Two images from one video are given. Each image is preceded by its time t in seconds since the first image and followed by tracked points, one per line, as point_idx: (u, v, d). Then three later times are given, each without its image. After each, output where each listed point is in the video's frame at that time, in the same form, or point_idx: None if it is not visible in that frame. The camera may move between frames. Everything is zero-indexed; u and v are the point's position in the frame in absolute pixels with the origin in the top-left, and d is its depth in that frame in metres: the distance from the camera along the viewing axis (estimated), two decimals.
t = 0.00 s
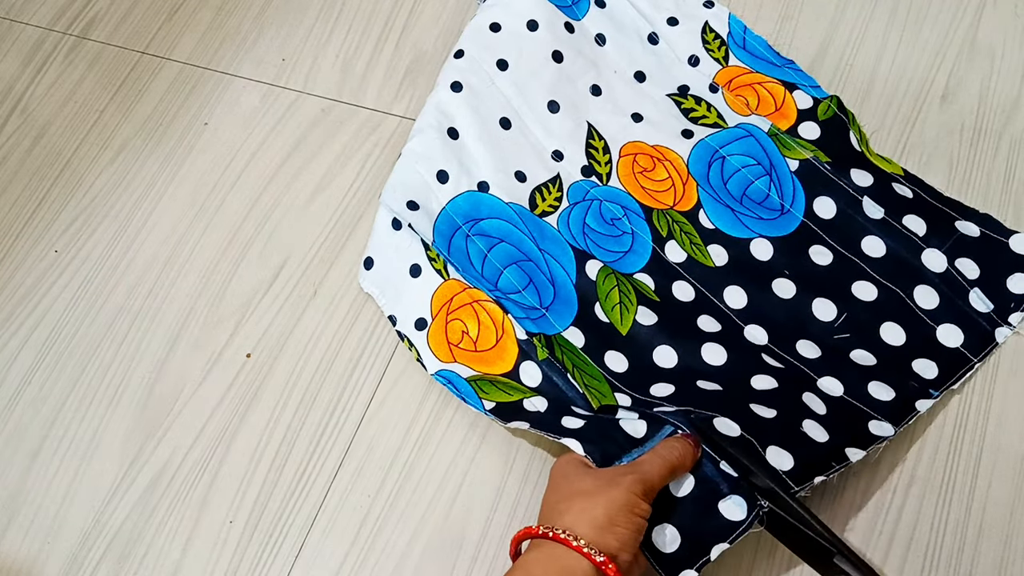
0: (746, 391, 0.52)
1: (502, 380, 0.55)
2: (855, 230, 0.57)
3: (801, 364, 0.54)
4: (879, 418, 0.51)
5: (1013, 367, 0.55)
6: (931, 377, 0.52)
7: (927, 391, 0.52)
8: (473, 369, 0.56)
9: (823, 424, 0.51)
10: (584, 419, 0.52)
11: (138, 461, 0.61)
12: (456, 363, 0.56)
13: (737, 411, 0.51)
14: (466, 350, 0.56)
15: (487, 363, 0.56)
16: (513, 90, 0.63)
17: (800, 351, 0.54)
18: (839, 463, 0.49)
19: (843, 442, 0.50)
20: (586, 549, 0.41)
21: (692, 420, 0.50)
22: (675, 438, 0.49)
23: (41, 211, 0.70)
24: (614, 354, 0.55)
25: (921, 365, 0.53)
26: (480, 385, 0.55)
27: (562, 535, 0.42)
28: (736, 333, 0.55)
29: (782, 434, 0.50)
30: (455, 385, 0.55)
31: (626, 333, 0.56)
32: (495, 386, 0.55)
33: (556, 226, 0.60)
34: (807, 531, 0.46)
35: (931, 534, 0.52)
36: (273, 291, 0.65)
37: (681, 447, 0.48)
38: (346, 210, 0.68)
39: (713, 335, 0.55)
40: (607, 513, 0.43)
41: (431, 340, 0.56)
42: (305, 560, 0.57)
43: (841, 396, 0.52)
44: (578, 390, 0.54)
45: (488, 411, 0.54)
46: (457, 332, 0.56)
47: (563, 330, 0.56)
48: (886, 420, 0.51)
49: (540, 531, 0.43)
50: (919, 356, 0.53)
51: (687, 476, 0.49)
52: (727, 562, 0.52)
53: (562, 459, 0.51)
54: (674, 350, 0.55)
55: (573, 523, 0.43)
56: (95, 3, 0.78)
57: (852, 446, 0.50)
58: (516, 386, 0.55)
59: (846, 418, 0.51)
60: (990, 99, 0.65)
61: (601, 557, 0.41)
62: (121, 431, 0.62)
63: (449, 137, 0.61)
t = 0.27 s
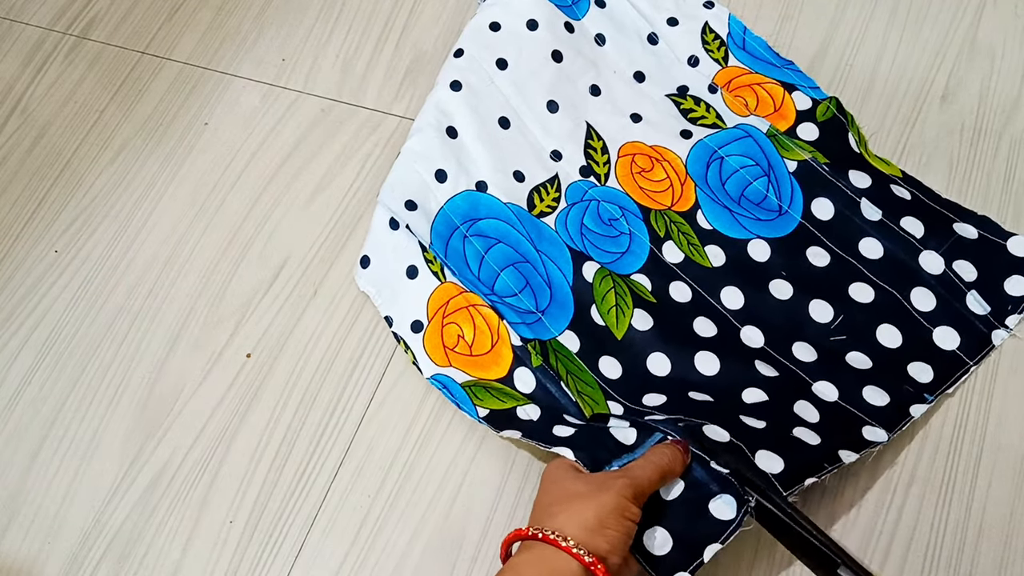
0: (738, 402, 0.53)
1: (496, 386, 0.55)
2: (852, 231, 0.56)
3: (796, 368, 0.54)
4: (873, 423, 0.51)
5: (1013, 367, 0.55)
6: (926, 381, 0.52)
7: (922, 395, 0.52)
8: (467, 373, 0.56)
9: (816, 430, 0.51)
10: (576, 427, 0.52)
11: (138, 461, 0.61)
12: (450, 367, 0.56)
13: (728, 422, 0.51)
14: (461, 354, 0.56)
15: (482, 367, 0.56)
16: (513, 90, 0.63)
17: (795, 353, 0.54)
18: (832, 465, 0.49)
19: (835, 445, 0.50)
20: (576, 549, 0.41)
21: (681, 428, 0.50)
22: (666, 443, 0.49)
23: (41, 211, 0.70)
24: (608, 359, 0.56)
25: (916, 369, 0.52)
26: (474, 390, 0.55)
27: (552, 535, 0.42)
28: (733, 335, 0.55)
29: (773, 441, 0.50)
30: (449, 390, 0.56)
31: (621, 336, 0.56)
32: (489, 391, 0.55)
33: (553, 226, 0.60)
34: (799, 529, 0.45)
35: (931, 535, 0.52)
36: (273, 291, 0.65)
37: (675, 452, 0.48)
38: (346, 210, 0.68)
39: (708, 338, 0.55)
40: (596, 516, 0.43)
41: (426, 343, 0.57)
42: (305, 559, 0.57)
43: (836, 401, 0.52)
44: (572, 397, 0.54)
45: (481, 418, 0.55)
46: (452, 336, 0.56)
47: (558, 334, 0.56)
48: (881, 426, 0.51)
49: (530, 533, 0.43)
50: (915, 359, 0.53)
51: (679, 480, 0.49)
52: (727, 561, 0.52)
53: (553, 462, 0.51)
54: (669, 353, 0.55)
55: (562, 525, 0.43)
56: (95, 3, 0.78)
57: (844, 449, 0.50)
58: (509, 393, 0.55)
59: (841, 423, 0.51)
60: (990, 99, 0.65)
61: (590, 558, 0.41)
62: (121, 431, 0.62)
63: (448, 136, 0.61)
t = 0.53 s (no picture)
0: (733, 403, 0.53)
1: (490, 388, 0.55)
2: (850, 236, 0.57)
3: (792, 371, 0.54)
4: (868, 428, 0.52)
5: (1013, 368, 0.55)
6: (923, 387, 0.52)
7: (917, 400, 0.52)
8: (463, 375, 0.56)
9: (808, 440, 0.51)
10: (566, 440, 0.53)
11: (138, 460, 0.61)
12: (446, 368, 0.56)
13: (717, 429, 0.52)
14: (456, 356, 0.56)
15: (477, 369, 0.56)
16: (512, 90, 0.63)
17: (792, 357, 0.54)
18: (822, 479, 0.50)
19: (826, 456, 0.50)
20: (553, 562, 0.41)
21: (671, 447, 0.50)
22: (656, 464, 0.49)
23: (41, 211, 0.70)
24: (603, 361, 0.56)
25: (912, 373, 0.53)
26: (468, 393, 0.55)
27: (530, 548, 0.42)
28: (729, 338, 0.56)
29: (761, 456, 0.50)
30: (444, 392, 0.56)
31: (617, 338, 0.56)
32: (483, 394, 0.55)
33: (550, 227, 0.60)
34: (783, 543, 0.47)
35: (931, 535, 0.52)
36: (273, 291, 0.65)
37: (664, 474, 0.48)
38: (347, 210, 0.68)
39: (704, 340, 0.55)
40: (576, 530, 0.43)
41: (422, 345, 0.57)
42: (305, 559, 0.57)
43: (830, 405, 0.52)
44: (565, 400, 0.54)
45: (474, 421, 0.55)
46: (447, 337, 0.57)
47: (553, 336, 0.57)
48: (876, 431, 0.52)
49: (509, 545, 0.42)
50: (911, 363, 0.53)
51: (666, 501, 0.49)
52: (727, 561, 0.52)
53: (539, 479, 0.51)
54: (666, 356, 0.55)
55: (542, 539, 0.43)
56: (95, 3, 0.78)
57: (836, 459, 0.50)
58: (503, 395, 0.55)
59: (835, 429, 0.52)
60: (990, 99, 0.65)
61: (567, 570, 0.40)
62: (121, 431, 0.62)
63: (447, 135, 0.60)
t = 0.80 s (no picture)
0: (726, 410, 0.53)
1: (482, 386, 0.55)
2: (846, 243, 0.56)
3: (786, 379, 0.54)
4: (858, 439, 0.52)
5: (1013, 368, 0.55)
6: (914, 397, 0.52)
7: (909, 411, 0.52)
8: (454, 372, 0.56)
9: (800, 451, 0.51)
10: (555, 445, 0.53)
11: (138, 461, 0.61)
12: (438, 366, 0.56)
13: (707, 437, 0.52)
14: (449, 353, 0.56)
15: (469, 367, 0.56)
16: (511, 92, 0.63)
17: (784, 363, 0.55)
18: (811, 493, 0.50)
19: (817, 468, 0.51)
20: None
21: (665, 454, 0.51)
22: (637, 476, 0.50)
23: (41, 211, 0.70)
24: (597, 362, 0.56)
25: (905, 383, 0.53)
26: (459, 391, 0.55)
27: (517, 565, 0.43)
28: (723, 344, 0.56)
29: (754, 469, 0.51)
30: (435, 390, 0.56)
31: (611, 340, 0.56)
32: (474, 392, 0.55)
33: (547, 229, 0.60)
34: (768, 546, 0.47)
35: (930, 535, 0.52)
36: (273, 291, 0.65)
37: (651, 487, 0.48)
38: (347, 210, 0.68)
39: (698, 346, 0.55)
40: (563, 545, 0.44)
41: (414, 342, 0.57)
42: (305, 559, 0.57)
43: (822, 413, 0.53)
44: (557, 400, 0.54)
45: (465, 420, 0.55)
46: (440, 335, 0.57)
47: (546, 335, 0.57)
48: (867, 442, 0.52)
49: (497, 561, 0.43)
50: (904, 373, 0.53)
51: (657, 512, 0.49)
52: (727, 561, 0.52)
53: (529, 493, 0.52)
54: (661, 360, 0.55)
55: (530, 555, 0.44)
56: (95, 3, 0.78)
57: (827, 472, 0.51)
58: (494, 394, 0.55)
59: (828, 438, 0.52)
60: (990, 99, 0.65)
61: None
62: (121, 431, 0.62)
63: (445, 135, 0.61)
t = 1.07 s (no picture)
0: (729, 410, 0.53)
1: (485, 382, 0.56)
2: (848, 243, 0.57)
3: (787, 381, 0.54)
4: (860, 443, 0.52)
5: (1013, 367, 0.55)
6: (917, 400, 0.52)
7: (911, 413, 0.52)
8: (457, 369, 0.56)
9: (805, 454, 0.51)
10: (563, 439, 0.53)
11: (138, 461, 0.61)
12: (440, 363, 0.56)
13: (716, 432, 0.52)
14: (451, 351, 0.56)
15: (471, 365, 0.56)
16: (512, 94, 0.63)
17: (787, 365, 0.55)
18: (814, 495, 0.50)
19: (820, 471, 0.51)
20: None
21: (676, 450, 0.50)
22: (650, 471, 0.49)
23: (41, 211, 0.70)
24: (600, 360, 0.56)
25: (907, 386, 0.53)
26: (463, 387, 0.55)
27: (527, 564, 0.43)
28: (724, 345, 0.56)
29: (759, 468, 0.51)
30: (438, 386, 0.56)
31: (614, 339, 0.56)
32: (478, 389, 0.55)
33: (548, 230, 0.60)
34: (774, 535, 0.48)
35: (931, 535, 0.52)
36: (273, 291, 0.65)
37: (658, 480, 0.48)
38: (347, 210, 0.68)
39: (700, 346, 0.56)
40: (574, 543, 0.44)
41: (416, 340, 0.57)
42: (305, 559, 0.57)
43: (824, 416, 0.53)
44: (562, 395, 0.54)
45: (469, 416, 0.55)
46: (443, 333, 0.57)
47: (550, 335, 0.57)
48: (868, 446, 0.52)
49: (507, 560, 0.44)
50: (906, 376, 0.53)
51: (669, 505, 0.48)
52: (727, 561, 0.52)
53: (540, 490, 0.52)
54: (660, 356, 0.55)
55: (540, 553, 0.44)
56: (95, 3, 0.78)
57: (829, 475, 0.51)
58: (499, 390, 0.55)
59: (829, 440, 0.52)
60: (990, 99, 0.65)
61: None
62: (121, 431, 0.62)
63: (445, 137, 0.61)
